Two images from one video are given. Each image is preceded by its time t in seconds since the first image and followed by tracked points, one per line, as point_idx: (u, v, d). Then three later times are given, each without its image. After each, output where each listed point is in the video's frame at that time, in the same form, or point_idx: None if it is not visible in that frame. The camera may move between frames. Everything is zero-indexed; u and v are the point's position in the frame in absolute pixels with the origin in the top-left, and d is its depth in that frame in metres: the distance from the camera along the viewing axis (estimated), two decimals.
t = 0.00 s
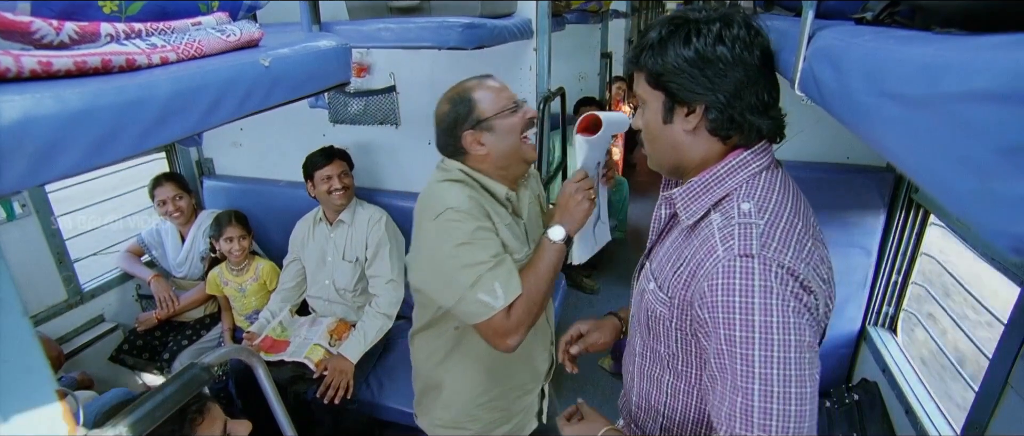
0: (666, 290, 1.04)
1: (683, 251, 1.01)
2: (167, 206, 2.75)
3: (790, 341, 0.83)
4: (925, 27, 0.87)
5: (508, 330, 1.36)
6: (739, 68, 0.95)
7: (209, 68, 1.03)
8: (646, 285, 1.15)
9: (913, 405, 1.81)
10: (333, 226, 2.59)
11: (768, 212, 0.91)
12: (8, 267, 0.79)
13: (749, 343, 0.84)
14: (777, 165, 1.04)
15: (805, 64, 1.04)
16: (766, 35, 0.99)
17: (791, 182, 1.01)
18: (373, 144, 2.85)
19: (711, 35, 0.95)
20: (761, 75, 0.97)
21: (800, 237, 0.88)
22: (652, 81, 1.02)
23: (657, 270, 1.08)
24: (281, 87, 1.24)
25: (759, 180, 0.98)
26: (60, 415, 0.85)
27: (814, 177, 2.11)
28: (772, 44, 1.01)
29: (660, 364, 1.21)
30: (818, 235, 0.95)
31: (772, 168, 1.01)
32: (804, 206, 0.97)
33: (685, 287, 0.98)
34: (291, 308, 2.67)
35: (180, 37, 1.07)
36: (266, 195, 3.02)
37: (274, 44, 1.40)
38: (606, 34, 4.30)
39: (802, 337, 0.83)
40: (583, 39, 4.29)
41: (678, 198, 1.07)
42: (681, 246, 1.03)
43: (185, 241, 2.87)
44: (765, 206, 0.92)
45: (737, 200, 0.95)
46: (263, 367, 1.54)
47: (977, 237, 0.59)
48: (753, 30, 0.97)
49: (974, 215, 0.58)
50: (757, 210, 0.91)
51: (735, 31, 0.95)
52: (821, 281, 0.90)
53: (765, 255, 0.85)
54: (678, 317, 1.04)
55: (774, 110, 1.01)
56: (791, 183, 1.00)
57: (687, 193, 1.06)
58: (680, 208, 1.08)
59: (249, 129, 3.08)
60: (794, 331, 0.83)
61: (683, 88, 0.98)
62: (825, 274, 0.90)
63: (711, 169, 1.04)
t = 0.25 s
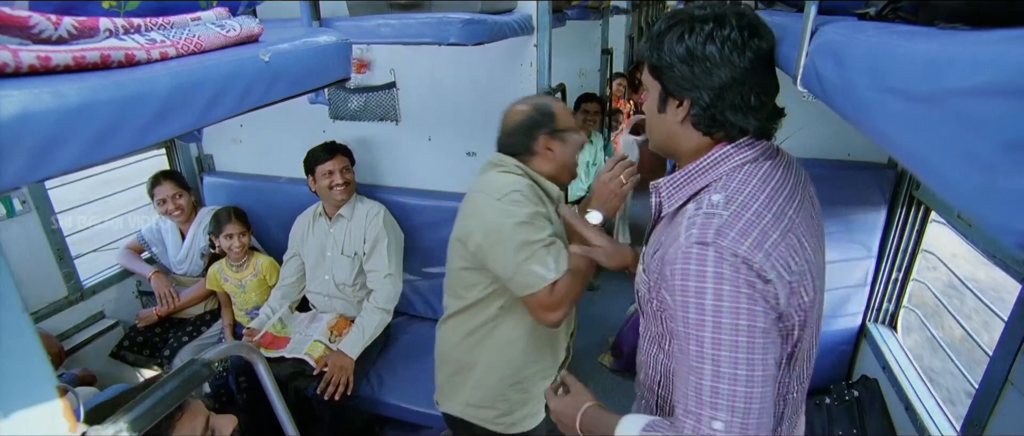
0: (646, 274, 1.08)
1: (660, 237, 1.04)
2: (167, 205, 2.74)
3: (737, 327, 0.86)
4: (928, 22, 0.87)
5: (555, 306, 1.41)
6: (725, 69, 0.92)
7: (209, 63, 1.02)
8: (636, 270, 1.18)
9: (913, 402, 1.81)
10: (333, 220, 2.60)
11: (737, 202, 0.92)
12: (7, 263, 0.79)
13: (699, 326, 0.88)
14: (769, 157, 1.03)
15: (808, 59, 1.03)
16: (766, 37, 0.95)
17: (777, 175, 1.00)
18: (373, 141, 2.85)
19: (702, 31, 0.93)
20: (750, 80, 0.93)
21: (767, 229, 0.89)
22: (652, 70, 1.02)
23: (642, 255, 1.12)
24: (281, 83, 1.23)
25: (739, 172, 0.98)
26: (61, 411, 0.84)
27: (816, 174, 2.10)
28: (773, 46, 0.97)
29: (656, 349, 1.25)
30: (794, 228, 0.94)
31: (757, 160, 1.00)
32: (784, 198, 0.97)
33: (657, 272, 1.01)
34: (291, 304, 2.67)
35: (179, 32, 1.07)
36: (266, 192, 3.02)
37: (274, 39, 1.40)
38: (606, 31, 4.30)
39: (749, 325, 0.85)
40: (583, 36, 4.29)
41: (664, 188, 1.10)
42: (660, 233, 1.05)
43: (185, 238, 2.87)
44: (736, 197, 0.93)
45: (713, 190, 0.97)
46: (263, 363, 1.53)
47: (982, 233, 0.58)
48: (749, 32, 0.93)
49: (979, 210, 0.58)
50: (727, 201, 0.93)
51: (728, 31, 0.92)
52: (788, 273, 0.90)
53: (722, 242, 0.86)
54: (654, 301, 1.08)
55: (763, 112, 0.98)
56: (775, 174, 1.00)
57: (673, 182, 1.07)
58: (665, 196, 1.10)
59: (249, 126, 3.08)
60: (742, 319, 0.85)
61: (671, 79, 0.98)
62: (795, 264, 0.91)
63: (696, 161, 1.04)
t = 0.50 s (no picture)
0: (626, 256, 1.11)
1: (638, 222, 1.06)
2: (167, 202, 2.73)
3: (677, 310, 0.89)
4: (931, 18, 0.87)
5: (600, 285, 1.61)
6: (703, 68, 0.92)
7: (208, 60, 1.02)
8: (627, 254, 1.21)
9: (912, 398, 1.81)
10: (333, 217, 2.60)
11: (703, 192, 0.93)
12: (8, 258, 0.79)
13: (645, 306, 0.92)
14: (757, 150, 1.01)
15: (810, 56, 1.03)
16: (754, 39, 0.93)
17: (759, 168, 0.98)
18: (373, 138, 2.85)
19: (684, 30, 0.93)
20: (730, 79, 0.92)
21: (725, 220, 0.90)
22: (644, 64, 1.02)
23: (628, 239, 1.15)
24: (280, 80, 1.23)
25: (715, 164, 0.98)
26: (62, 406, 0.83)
27: (817, 171, 2.08)
28: (763, 47, 0.95)
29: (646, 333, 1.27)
30: (763, 221, 0.93)
31: (739, 152, 0.99)
32: (758, 191, 0.95)
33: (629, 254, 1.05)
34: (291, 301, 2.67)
35: (179, 28, 1.06)
36: (266, 189, 3.01)
37: (274, 35, 1.39)
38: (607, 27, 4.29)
39: (690, 309, 0.88)
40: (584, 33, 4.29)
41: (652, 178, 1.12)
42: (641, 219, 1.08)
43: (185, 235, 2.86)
44: (704, 187, 0.94)
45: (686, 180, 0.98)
46: (263, 359, 1.53)
47: (985, 229, 0.58)
48: (734, 32, 0.92)
49: (983, 207, 0.58)
50: (692, 191, 0.94)
51: (708, 31, 0.92)
52: (745, 266, 0.90)
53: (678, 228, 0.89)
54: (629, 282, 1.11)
55: (748, 109, 0.95)
56: (758, 170, 0.98)
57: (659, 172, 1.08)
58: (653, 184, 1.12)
59: (248, 123, 3.08)
60: (682, 303, 0.88)
61: (656, 77, 0.99)
62: (755, 259, 0.91)
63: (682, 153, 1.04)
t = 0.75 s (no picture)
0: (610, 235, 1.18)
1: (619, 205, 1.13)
2: (168, 200, 2.74)
3: (617, 289, 0.97)
4: (934, 16, 0.86)
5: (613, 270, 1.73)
6: (686, 63, 0.94)
7: (208, 57, 1.02)
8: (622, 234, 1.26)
9: (913, 396, 1.81)
10: (334, 217, 2.60)
11: (664, 183, 0.98)
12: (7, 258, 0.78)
13: (595, 281, 1.01)
14: (742, 147, 1.02)
15: (810, 54, 1.03)
16: (743, 37, 0.94)
17: (735, 166, 1.00)
18: (373, 136, 2.84)
19: (673, 25, 0.95)
20: (711, 74, 0.93)
21: (679, 212, 0.94)
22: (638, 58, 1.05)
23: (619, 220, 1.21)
24: (281, 77, 1.23)
25: (689, 158, 1.01)
26: (61, 405, 0.84)
27: (818, 169, 2.07)
28: (754, 44, 0.95)
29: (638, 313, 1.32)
30: (724, 218, 0.96)
31: (717, 148, 1.01)
32: (725, 189, 0.97)
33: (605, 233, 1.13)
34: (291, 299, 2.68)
35: (179, 26, 1.06)
36: (266, 187, 3.01)
37: (274, 33, 1.39)
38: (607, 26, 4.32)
39: (629, 290, 0.96)
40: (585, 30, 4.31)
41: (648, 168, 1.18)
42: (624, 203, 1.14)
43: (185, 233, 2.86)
44: (667, 179, 0.99)
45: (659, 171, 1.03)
46: (264, 357, 1.53)
47: (986, 227, 0.58)
48: (721, 29, 0.93)
49: (983, 205, 0.58)
50: (656, 181, 1.00)
51: (692, 27, 0.94)
52: (691, 260, 0.94)
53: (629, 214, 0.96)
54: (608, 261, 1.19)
55: (730, 105, 0.96)
56: (732, 167, 0.99)
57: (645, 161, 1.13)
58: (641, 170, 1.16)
59: (248, 121, 3.07)
60: (623, 285, 0.97)
61: (647, 68, 1.02)
62: (704, 255, 0.95)
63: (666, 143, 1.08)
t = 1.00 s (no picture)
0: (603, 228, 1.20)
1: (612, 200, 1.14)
2: (168, 198, 2.73)
3: (599, 284, 1.00)
4: (935, 14, 0.86)
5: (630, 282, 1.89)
6: (675, 59, 0.94)
7: (208, 55, 1.01)
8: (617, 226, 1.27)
9: (913, 395, 1.81)
10: (333, 217, 2.59)
11: (651, 181, 0.99)
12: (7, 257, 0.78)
13: (580, 275, 1.04)
14: (734, 146, 1.02)
15: (811, 52, 1.03)
16: (734, 33, 0.93)
17: (726, 165, 1.00)
18: (373, 134, 2.84)
19: (666, 21, 0.95)
20: (699, 70, 0.93)
21: (662, 210, 0.96)
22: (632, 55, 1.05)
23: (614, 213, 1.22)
24: (281, 75, 1.22)
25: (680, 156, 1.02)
26: (62, 405, 0.84)
27: (818, 168, 2.07)
28: (746, 40, 0.94)
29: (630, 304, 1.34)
30: (708, 218, 0.97)
31: (708, 147, 1.01)
32: (712, 188, 0.98)
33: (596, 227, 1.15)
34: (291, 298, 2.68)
35: (178, 24, 1.06)
36: (266, 186, 3.01)
37: (274, 31, 1.39)
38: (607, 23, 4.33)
39: (610, 286, 0.99)
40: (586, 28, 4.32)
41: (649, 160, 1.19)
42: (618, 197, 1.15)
43: (185, 232, 2.86)
44: (656, 177, 1.00)
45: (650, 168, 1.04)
46: (263, 355, 1.53)
47: (986, 225, 0.58)
48: (711, 25, 0.93)
49: (984, 204, 0.58)
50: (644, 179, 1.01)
51: (681, 22, 0.94)
52: (671, 259, 0.96)
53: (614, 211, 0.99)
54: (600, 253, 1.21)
55: (720, 101, 0.96)
56: (722, 167, 1.00)
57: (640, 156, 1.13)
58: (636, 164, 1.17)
59: (248, 119, 3.07)
60: (605, 279, 0.99)
61: (640, 64, 1.03)
62: (686, 254, 0.97)
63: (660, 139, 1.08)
